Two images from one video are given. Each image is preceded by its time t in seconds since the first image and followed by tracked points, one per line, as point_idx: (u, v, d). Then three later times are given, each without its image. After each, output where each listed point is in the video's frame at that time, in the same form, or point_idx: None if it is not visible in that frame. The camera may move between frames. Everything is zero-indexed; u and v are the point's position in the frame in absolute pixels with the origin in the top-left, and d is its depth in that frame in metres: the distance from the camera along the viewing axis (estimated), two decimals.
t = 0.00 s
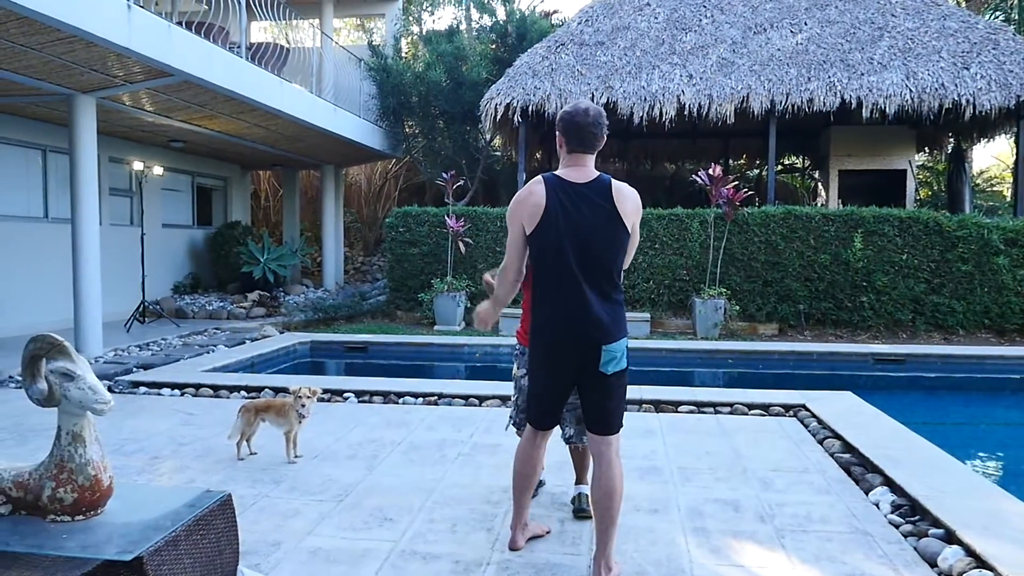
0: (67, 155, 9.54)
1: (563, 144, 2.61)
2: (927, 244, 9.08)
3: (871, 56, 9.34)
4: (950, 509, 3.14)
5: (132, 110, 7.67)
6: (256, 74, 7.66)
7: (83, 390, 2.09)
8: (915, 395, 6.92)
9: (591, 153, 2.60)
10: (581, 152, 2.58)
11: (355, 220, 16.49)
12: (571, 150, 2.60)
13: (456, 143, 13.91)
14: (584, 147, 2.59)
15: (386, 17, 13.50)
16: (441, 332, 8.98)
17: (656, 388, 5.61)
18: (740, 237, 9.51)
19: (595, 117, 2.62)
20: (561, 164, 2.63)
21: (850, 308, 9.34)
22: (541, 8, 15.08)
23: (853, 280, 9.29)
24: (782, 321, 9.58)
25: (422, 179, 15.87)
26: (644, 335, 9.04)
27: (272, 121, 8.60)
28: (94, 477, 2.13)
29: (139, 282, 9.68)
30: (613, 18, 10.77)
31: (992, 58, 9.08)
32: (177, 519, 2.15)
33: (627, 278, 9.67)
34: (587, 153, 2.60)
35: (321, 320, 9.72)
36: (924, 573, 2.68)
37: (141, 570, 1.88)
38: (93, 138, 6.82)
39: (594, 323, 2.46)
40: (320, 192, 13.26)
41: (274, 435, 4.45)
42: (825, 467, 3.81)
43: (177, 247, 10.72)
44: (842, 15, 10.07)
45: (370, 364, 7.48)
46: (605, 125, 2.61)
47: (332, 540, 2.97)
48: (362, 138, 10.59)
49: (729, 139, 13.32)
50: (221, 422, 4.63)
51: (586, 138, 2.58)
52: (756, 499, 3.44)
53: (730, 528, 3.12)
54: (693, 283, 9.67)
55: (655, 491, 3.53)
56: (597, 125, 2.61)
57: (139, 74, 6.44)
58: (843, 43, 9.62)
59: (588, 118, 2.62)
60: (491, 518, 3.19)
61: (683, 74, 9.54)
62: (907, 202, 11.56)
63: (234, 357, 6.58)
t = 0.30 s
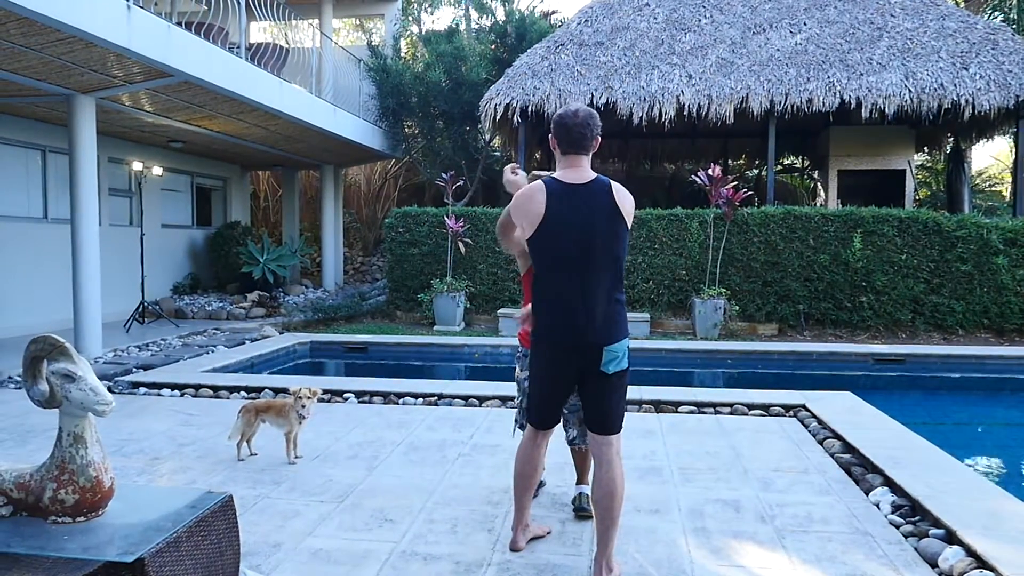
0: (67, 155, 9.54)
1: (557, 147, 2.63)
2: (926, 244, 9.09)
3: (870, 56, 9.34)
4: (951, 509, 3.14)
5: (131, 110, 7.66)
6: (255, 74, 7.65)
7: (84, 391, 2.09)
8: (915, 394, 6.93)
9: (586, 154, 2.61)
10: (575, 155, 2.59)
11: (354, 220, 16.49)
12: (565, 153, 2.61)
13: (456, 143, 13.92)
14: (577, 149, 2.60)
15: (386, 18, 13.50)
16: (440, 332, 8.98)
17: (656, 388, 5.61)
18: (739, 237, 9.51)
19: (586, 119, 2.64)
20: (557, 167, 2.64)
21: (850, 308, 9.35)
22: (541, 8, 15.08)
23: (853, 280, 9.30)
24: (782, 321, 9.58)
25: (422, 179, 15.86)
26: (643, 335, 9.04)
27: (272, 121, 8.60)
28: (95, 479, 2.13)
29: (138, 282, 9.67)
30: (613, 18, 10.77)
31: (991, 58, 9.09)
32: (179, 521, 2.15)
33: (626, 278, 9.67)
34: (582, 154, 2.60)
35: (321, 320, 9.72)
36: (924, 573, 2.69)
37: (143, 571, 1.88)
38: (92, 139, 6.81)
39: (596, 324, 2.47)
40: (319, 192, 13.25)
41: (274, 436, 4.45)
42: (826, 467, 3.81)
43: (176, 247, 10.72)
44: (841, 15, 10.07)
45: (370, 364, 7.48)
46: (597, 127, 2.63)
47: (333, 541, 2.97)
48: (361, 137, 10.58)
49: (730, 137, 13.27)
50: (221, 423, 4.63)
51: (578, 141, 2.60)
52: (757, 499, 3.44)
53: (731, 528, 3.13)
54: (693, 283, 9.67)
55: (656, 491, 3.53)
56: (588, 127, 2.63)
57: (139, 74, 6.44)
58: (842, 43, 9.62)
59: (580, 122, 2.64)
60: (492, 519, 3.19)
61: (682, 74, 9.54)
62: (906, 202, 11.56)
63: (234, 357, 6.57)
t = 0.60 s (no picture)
0: (66, 155, 9.54)
1: (556, 148, 2.64)
2: (925, 244, 9.10)
3: (869, 56, 9.35)
4: (950, 508, 3.15)
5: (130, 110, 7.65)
6: (254, 74, 7.64)
7: (85, 391, 2.09)
8: (913, 394, 6.93)
9: (585, 154, 2.62)
10: (573, 155, 2.60)
11: (353, 220, 16.48)
12: (563, 154, 2.62)
13: (455, 143, 13.91)
14: (575, 150, 2.61)
15: (385, 18, 13.49)
16: (440, 332, 8.98)
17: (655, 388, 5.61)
18: (738, 237, 9.51)
19: (584, 120, 2.65)
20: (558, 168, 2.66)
21: (849, 308, 9.36)
22: (539, 8, 15.09)
23: (851, 280, 9.30)
24: (781, 321, 9.59)
25: (420, 179, 15.85)
26: (643, 335, 9.04)
27: (270, 122, 8.59)
28: (96, 478, 2.13)
29: (137, 283, 9.66)
30: (612, 18, 10.77)
31: (989, 58, 9.10)
32: (181, 520, 2.15)
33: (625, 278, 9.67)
34: (581, 155, 2.61)
35: (320, 320, 9.71)
36: (924, 572, 2.70)
37: (144, 571, 1.88)
38: (91, 139, 6.81)
39: (594, 324, 2.48)
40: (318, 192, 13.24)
41: (274, 436, 4.45)
42: (825, 467, 3.82)
43: (175, 248, 10.71)
44: (840, 15, 10.09)
45: (369, 364, 7.48)
46: (595, 127, 2.64)
47: (334, 541, 2.97)
48: (360, 138, 10.58)
49: (729, 137, 13.26)
50: (220, 423, 4.63)
51: (575, 141, 2.60)
52: (756, 499, 3.45)
53: (730, 527, 3.14)
54: (691, 283, 9.68)
55: (655, 491, 3.54)
56: (584, 126, 2.64)
57: (138, 74, 6.44)
58: (841, 43, 9.63)
59: (577, 122, 2.65)
60: (492, 519, 3.20)
61: (681, 75, 9.54)
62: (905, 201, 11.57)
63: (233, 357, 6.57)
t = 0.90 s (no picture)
0: (61, 155, 9.52)
1: (557, 149, 2.67)
2: (919, 244, 9.13)
3: (864, 56, 9.38)
4: (943, 506, 3.16)
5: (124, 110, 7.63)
6: (249, 74, 7.63)
7: (80, 390, 2.10)
8: (908, 393, 6.95)
9: (586, 154, 2.63)
10: (575, 155, 2.62)
11: (349, 220, 16.46)
12: (564, 154, 2.64)
13: (451, 143, 13.89)
14: (574, 150, 2.63)
15: (381, 18, 13.48)
16: (436, 332, 8.97)
17: (651, 387, 5.61)
18: (733, 237, 9.53)
19: (583, 121, 2.68)
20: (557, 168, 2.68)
21: (843, 307, 9.37)
22: (535, 8, 15.09)
23: (846, 279, 9.32)
24: (776, 320, 9.60)
25: (416, 179, 15.83)
26: (638, 334, 9.05)
27: (266, 121, 8.58)
28: (91, 477, 2.13)
29: (132, 283, 9.64)
30: (608, 18, 10.79)
31: (983, 58, 9.13)
32: (176, 519, 2.16)
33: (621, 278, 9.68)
34: (580, 155, 2.63)
35: (316, 320, 9.70)
36: (918, 570, 2.72)
37: (139, 569, 1.89)
38: (86, 139, 6.80)
39: (595, 324, 2.49)
40: (314, 192, 13.21)
41: (269, 435, 4.45)
42: (819, 465, 3.83)
43: (171, 248, 10.69)
44: (834, 15, 10.11)
45: (365, 364, 7.48)
46: (594, 128, 2.67)
47: (329, 540, 2.98)
48: (356, 137, 10.56)
49: (725, 136, 13.26)
50: (216, 422, 4.62)
51: (576, 140, 2.63)
52: (751, 497, 3.46)
53: (725, 525, 3.15)
54: (687, 282, 9.69)
55: (650, 490, 3.55)
56: (584, 126, 2.67)
57: (133, 74, 6.43)
58: (836, 43, 9.65)
59: (578, 123, 2.67)
60: (488, 517, 3.20)
61: (676, 74, 9.56)
62: (899, 201, 11.60)
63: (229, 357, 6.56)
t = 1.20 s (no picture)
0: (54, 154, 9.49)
1: (553, 144, 2.67)
2: (912, 242, 9.17)
3: (856, 55, 9.40)
4: (934, 500, 3.18)
5: (117, 109, 7.61)
6: (243, 72, 7.61)
7: (70, 385, 2.09)
8: (902, 390, 6.97)
9: (582, 150, 2.64)
10: (571, 151, 2.62)
11: (344, 220, 16.44)
12: (561, 150, 2.64)
13: (445, 142, 13.88)
14: (572, 146, 2.63)
15: (375, 17, 13.47)
16: (430, 331, 8.97)
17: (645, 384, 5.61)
18: (727, 235, 9.53)
19: (581, 117, 2.68)
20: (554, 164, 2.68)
21: (837, 305, 9.39)
22: (529, 7, 15.10)
23: (840, 277, 9.34)
24: (770, 318, 9.62)
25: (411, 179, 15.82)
26: (633, 333, 9.06)
27: (260, 120, 8.57)
28: (81, 472, 2.13)
29: (125, 282, 9.61)
30: (602, 17, 10.80)
31: (975, 57, 9.17)
32: (167, 514, 2.16)
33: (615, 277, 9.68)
34: (578, 151, 2.63)
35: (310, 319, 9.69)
36: (908, 564, 2.74)
37: (130, 563, 1.89)
38: (78, 137, 6.78)
39: (592, 319, 2.50)
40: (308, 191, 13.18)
41: (262, 433, 4.44)
42: (811, 461, 3.84)
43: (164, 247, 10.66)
44: (827, 15, 10.14)
45: (359, 363, 7.48)
46: (592, 124, 2.67)
47: (322, 536, 2.98)
48: (350, 137, 10.55)
49: (719, 135, 13.27)
50: (208, 420, 4.61)
51: (572, 136, 2.63)
52: (743, 492, 3.47)
53: (716, 521, 3.16)
54: (681, 281, 9.69)
55: (643, 486, 3.55)
56: (580, 122, 2.67)
57: (126, 72, 6.41)
58: (829, 42, 9.68)
59: (574, 119, 2.68)
60: (481, 513, 3.21)
61: (670, 73, 9.57)
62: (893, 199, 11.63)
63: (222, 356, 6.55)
